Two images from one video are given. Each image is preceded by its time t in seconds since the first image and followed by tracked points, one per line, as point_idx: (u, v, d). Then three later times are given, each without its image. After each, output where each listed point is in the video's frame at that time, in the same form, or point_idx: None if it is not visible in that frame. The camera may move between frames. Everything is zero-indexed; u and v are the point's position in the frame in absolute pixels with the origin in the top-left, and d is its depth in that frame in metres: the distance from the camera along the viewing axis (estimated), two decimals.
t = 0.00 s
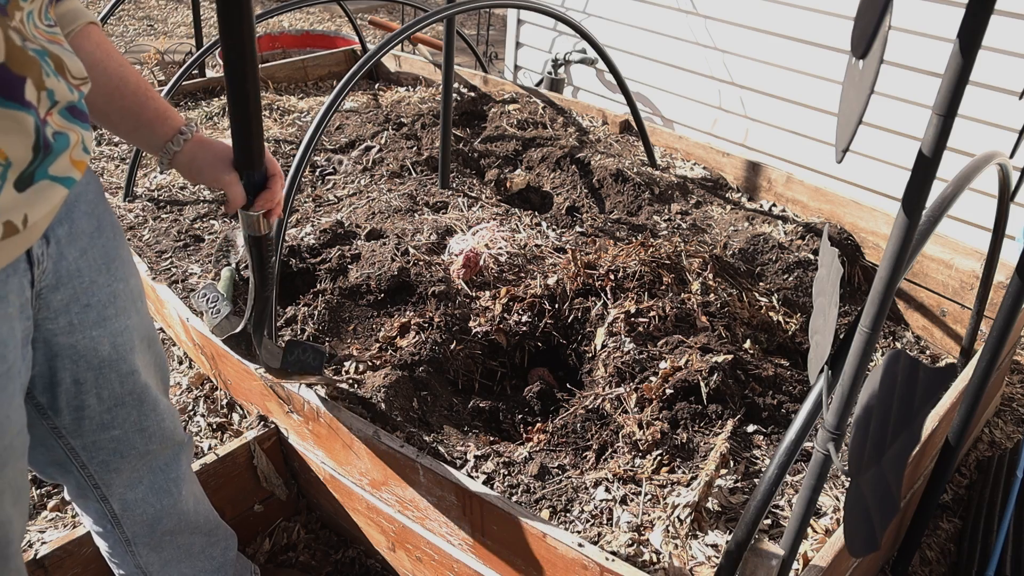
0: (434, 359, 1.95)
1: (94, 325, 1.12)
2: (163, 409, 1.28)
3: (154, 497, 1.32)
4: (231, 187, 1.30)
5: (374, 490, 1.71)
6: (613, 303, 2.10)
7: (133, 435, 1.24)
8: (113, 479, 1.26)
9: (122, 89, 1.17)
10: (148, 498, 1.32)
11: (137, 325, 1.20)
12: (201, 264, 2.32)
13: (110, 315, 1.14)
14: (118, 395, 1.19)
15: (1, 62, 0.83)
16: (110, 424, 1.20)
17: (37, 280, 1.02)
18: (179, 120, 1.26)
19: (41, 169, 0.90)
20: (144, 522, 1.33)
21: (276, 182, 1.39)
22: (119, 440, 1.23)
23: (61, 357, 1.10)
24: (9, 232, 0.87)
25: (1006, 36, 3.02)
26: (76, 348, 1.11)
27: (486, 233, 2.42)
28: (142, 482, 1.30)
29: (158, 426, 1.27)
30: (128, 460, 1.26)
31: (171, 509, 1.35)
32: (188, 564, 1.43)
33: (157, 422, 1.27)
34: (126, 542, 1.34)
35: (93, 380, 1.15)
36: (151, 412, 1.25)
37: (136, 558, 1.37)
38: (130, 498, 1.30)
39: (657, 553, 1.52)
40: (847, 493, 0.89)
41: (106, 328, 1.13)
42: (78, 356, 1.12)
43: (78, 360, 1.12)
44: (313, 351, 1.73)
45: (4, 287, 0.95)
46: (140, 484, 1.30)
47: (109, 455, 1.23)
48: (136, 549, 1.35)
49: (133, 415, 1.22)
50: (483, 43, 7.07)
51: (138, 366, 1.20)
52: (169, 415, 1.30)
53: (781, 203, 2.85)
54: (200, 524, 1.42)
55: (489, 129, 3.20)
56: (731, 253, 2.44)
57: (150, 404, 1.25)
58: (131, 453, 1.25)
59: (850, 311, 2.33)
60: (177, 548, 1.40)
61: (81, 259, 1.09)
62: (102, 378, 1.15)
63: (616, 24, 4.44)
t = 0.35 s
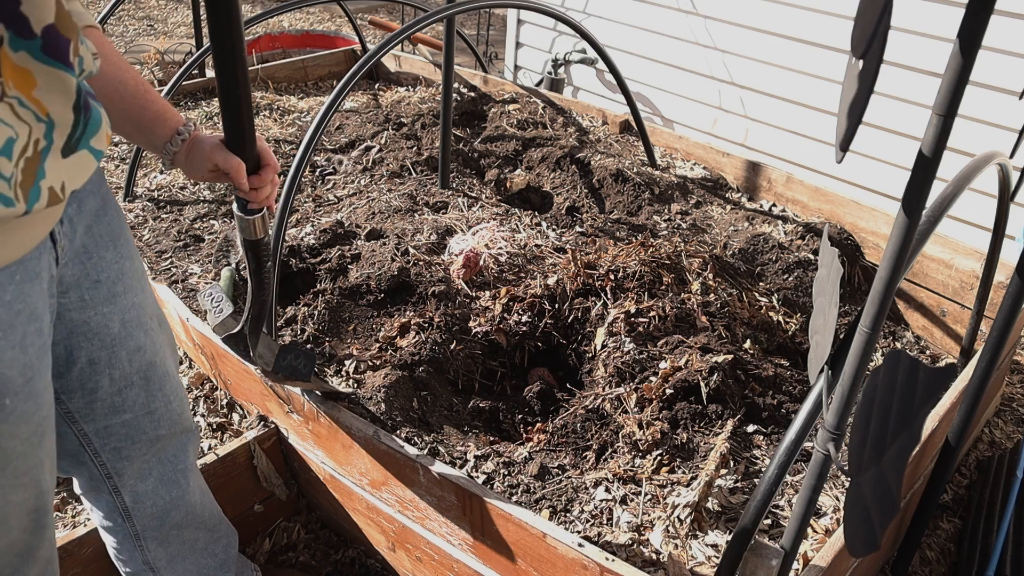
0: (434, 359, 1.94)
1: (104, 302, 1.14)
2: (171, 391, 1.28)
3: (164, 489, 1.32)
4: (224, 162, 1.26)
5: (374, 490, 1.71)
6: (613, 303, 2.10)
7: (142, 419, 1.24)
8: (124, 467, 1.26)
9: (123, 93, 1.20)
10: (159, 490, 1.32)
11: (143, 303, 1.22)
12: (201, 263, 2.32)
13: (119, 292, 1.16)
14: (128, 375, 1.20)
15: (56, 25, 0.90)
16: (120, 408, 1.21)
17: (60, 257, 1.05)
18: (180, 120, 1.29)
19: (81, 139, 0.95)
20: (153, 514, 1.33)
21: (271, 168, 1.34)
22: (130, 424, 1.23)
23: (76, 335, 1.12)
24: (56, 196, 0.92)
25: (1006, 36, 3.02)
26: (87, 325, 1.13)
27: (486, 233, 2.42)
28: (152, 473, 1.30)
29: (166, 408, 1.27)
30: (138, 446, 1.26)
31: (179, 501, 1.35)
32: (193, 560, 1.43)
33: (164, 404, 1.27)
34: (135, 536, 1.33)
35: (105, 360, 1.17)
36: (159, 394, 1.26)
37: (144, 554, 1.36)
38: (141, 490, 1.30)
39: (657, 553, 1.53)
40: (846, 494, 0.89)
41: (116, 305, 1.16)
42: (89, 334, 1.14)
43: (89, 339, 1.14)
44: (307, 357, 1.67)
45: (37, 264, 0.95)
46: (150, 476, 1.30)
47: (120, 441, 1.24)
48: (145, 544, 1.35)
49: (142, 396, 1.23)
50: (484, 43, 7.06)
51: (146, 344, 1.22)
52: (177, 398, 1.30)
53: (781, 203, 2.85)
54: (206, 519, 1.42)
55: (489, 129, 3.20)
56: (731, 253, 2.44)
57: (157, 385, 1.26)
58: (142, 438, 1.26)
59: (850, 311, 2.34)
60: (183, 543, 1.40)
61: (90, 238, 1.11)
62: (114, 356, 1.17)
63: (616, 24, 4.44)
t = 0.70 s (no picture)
0: (434, 359, 1.94)
1: (107, 295, 1.13)
2: (182, 387, 1.28)
3: (175, 488, 1.33)
4: (195, 213, 1.21)
5: (373, 490, 1.71)
6: (613, 303, 2.10)
7: (153, 415, 1.24)
8: (134, 463, 1.26)
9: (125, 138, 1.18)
10: (169, 488, 1.32)
11: (150, 296, 1.21)
12: (201, 263, 2.32)
13: (123, 286, 1.15)
14: (136, 370, 1.20)
15: (51, 18, 0.92)
16: (130, 403, 1.21)
17: (65, 258, 1.03)
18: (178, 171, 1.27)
19: (72, 129, 0.97)
20: (162, 511, 1.33)
21: (247, 204, 1.29)
22: (141, 419, 1.23)
23: (78, 328, 1.12)
24: (49, 179, 0.91)
25: (1006, 36, 3.02)
26: (91, 319, 1.12)
27: (486, 233, 2.42)
28: (165, 472, 1.30)
29: (178, 405, 1.27)
30: (149, 441, 1.26)
31: (187, 499, 1.35)
32: (195, 559, 1.44)
33: (175, 401, 1.27)
34: (142, 533, 1.34)
35: (111, 353, 1.16)
36: (170, 387, 1.25)
37: (149, 551, 1.37)
38: (152, 488, 1.30)
39: (657, 553, 1.53)
40: (846, 494, 0.89)
41: (121, 298, 1.15)
42: (93, 328, 1.13)
43: (93, 332, 1.13)
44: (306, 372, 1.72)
45: (33, 262, 0.95)
46: (162, 474, 1.30)
47: (131, 436, 1.24)
48: (151, 541, 1.35)
49: (153, 391, 1.23)
50: (484, 43, 7.07)
51: (155, 339, 1.21)
52: (189, 394, 1.30)
53: (781, 203, 2.85)
54: (211, 519, 1.43)
55: (489, 129, 3.20)
56: (730, 253, 2.44)
57: (167, 380, 1.25)
58: (152, 434, 1.26)
59: (849, 311, 2.34)
60: (185, 542, 1.40)
61: (89, 232, 1.10)
62: (120, 350, 1.17)
63: (616, 24, 4.44)
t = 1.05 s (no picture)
0: (434, 359, 1.94)
1: (126, 278, 1.14)
2: (208, 370, 1.28)
3: (195, 477, 1.33)
4: (178, 239, 1.20)
5: (374, 490, 1.71)
6: (613, 303, 2.10)
7: (179, 397, 1.24)
8: (158, 446, 1.26)
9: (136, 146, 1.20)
10: (188, 474, 1.32)
11: (172, 281, 1.22)
12: (201, 263, 2.32)
13: (142, 271, 1.16)
14: (160, 352, 1.20)
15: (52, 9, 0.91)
16: (156, 382, 1.21)
17: (77, 249, 1.03)
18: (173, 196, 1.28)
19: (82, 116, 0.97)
20: (178, 498, 1.33)
21: (232, 226, 1.25)
22: (166, 400, 1.23)
23: (99, 308, 1.11)
24: (55, 159, 0.92)
25: (1006, 36, 3.02)
26: (112, 301, 1.13)
27: (486, 233, 2.42)
28: (188, 460, 1.31)
29: (203, 388, 1.27)
30: (174, 424, 1.26)
31: (203, 489, 1.35)
32: (202, 552, 1.44)
33: (201, 383, 1.27)
34: (155, 518, 1.33)
35: (133, 334, 1.16)
36: (194, 369, 1.25)
37: (160, 537, 1.36)
38: (173, 474, 1.30)
39: (657, 553, 1.53)
40: (846, 493, 0.89)
41: (139, 282, 1.16)
42: (113, 309, 1.13)
43: (113, 313, 1.13)
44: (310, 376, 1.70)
45: (38, 248, 0.95)
46: (185, 462, 1.31)
47: (156, 417, 1.24)
48: (162, 526, 1.35)
49: (178, 373, 1.23)
50: (484, 43, 7.07)
51: (179, 322, 1.22)
52: (215, 378, 1.30)
53: (781, 203, 2.85)
54: (222, 514, 1.43)
55: (489, 128, 3.20)
56: (730, 253, 2.44)
57: (193, 361, 1.25)
58: (177, 417, 1.26)
59: (849, 311, 2.34)
60: (195, 533, 1.40)
61: (108, 224, 1.11)
62: (143, 333, 1.17)
63: (616, 24, 4.44)
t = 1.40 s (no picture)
0: (434, 359, 1.94)
1: (152, 255, 1.15)
2: (237, 350, 1.27)
3: (219, 463, 1.32)
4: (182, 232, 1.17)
5: (374, 490, 1.71)
6: (613, 303, 2.10)
7: (208, 375, 1.23)
8: (186, 425, 1.25)
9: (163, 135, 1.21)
10: (211, 458, 1.30)
11: (199, 261, 1.22)
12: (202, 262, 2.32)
13: (170, 249, 1.17)
14: (189, 329, 1.19)
15: None
16: (185, 359, 1.21)
17: (102, 232, 1.05)
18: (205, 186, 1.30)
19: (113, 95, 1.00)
20: (199, 481, 1.32)
21: (234, 226, 1.20)
22: (195, 378, 1.22)
23: (129, 283, 1.13)
24: (86, 134, 0.95)
25: (1006, 36, 3.02)
26: (139, 277, 1.13)
27: (486, 233, 2.42)
28: (214, 445, 1.29)
29: (232, 368, 1.26)
30: (203, 403, 1.25)
31: (225, 475, 1.34)
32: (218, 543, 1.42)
33: (230, 363, 1.25)
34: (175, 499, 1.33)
35: (161, 310, 1.16)
36: (223, 350, 1.24)
37: (178, 520, 1.35)
38: (197, 456, 1.29)
39: (657, 553, 1.53)
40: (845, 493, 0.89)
41: (166, 260, 1.16)
42: (142, 285, 1.14)
43: (143, 289, 1.14)
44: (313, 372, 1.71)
45: (68, 228, 0.98)
46: (211, 446, 1.29)
47: (186, 395, 1.23)
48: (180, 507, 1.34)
49: (207, 351, 1.22)
50: (484, 43, 7.07)
51: (207, 301, 1.21)
52: (245, 360, 1.29)
53: (781, 203, 2.85)
54: (240, 505, 1.41)
55: (489, 128, 3.20)
56: (731, 253, 2.44)
57: (222, 341, 1.24)
58: (206, 397, 1.25)
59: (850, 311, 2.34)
60: (214, 522, 1.38)
61: (135, 206, 1.12)
62: (170, 311, 1.17)
63: (616, 24, 4.44)
